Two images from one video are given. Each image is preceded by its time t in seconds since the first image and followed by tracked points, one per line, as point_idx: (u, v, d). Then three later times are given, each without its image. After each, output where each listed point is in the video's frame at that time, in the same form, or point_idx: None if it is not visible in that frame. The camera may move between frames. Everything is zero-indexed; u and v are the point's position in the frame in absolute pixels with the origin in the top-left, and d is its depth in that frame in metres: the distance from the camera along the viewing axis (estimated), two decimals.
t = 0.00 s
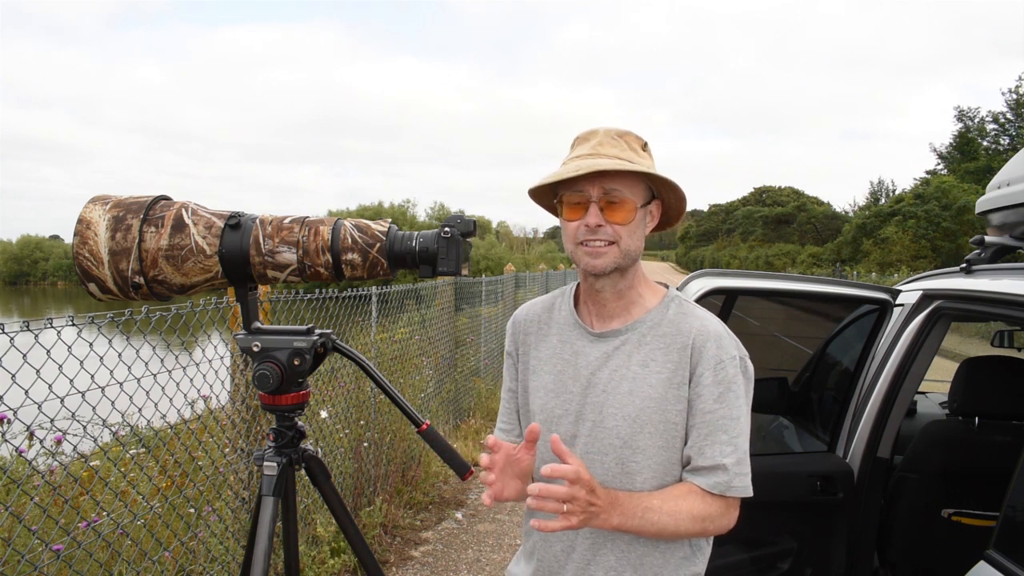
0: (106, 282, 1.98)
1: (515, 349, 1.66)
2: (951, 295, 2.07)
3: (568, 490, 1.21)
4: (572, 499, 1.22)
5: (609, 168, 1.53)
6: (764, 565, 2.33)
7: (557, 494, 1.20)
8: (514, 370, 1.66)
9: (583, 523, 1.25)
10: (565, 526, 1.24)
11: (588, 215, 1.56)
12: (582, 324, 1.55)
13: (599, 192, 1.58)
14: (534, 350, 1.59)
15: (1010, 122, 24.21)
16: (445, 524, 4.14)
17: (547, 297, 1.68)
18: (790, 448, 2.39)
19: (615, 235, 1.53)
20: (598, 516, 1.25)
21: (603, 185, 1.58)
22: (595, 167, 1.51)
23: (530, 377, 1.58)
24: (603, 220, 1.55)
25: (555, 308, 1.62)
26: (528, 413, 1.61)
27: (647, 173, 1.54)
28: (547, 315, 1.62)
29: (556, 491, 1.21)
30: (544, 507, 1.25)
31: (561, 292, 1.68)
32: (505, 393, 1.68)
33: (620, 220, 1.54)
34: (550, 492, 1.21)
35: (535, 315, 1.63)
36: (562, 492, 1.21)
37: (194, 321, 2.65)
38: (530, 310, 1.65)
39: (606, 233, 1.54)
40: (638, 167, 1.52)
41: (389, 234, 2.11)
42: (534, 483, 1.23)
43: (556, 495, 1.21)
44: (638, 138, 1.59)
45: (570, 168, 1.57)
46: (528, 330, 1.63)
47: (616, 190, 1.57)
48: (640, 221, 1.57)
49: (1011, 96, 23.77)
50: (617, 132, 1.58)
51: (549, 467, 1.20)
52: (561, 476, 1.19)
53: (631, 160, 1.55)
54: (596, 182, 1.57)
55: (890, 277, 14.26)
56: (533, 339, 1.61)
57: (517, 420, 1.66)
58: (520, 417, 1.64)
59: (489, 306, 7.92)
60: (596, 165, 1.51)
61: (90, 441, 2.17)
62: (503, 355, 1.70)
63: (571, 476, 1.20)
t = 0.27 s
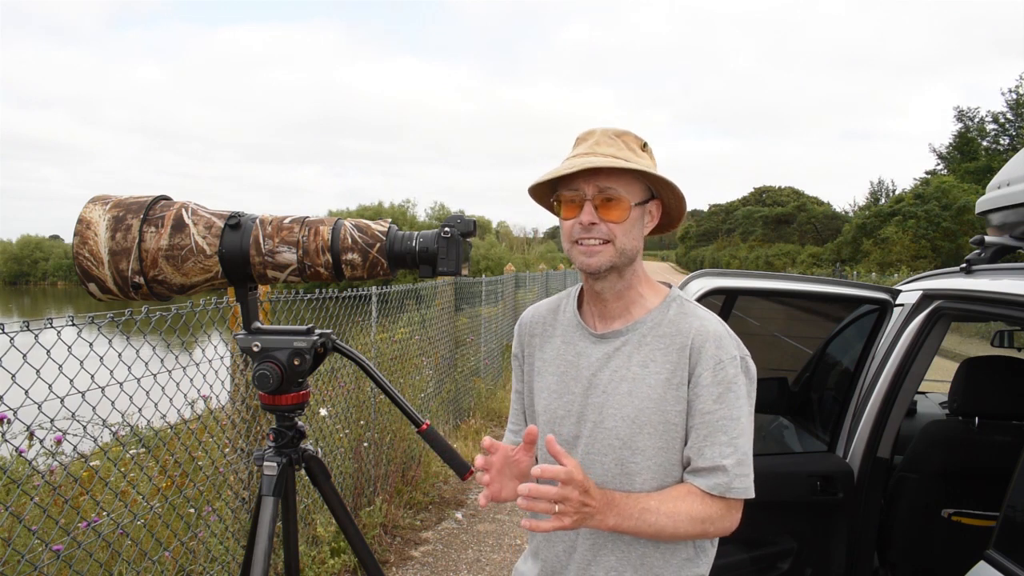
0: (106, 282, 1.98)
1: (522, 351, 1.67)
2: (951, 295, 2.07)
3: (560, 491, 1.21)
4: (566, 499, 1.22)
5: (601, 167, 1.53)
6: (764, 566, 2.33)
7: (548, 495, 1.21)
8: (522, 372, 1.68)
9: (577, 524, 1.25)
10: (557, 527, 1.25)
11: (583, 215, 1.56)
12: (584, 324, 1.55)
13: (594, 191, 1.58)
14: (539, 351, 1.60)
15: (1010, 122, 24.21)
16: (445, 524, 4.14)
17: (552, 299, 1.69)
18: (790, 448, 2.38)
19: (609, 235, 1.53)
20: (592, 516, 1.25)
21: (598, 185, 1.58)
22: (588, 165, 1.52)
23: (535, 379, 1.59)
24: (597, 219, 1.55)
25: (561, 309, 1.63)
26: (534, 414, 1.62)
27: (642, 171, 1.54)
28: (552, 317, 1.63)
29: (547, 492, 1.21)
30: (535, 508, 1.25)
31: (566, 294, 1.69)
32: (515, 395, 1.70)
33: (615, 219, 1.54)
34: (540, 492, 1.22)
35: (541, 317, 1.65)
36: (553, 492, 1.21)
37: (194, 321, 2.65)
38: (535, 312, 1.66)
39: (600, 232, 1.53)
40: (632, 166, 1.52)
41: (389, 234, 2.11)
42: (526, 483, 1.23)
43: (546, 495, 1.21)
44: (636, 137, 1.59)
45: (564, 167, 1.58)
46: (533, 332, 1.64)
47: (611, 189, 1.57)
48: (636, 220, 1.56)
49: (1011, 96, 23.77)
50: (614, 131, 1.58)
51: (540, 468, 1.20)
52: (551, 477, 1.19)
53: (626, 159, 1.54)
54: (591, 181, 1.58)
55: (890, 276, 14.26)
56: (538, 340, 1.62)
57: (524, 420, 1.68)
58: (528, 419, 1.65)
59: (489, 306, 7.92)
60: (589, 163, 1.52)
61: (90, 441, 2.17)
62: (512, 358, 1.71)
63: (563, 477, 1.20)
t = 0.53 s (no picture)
0: (106, 282, 1.98)
1: (524, 348, 1.66)
2: (951, 295, 2.07)
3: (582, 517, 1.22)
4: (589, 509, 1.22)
5: (612, 167, 1.52)
6: (765, 566, 2.33)
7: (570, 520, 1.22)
8: (522, 368, 1.66)
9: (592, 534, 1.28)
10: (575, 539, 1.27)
11: (592, 215, 1.56)
12: (588, 321, 1.55)
13: (604, 192, 1.57)
14: (542, 347, 1.59)
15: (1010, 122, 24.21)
16: (445, 525, 4.14)
17: (556, 296, 1.68)
18: (790, 448, 2.38)
19: (617, 236, 1.53)
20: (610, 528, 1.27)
21: (609, 185, 1.57)
22: (600, 164, 1.51)
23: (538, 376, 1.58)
24: (605, 219, 1.55)
25: (565, 307, 1.63)
26: (534, 411, 1.61)
27: (654, 172, 1.54)
28: (556, 314, 1.63)
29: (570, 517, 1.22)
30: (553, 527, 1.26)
31: (570, 292, 1.68)
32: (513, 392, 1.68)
33: (623, 220, 1.54)
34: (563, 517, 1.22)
35: (545, 314, 1.64)
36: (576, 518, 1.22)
37: (194, 321, 2.65)
38: (539, 309, 1.66)
39: (608, 233, 1.54)
40: (643, 167, 1.52)
41: (389, 234, 2.11)
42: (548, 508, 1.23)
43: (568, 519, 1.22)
44: (648, 138, 1.59)
45: (576, 166, 1.58)
46: (536, 330, 1.63)
47: (622, 190, 1.56)
48: (645, 221, 1.56)
49: (1011, 96, 23.76)
50: (627, 131, 1.58)
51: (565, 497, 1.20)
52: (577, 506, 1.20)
53: (637, 159, 1.54)
54: (602, 181, 1.58)
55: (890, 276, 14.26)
56: (541, 337, 1.61)
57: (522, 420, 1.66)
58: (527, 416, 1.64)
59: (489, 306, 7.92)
60: (601, 162, 1.52)
61: (90, 441, 2.17)
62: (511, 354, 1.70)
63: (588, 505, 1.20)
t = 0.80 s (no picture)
0: (106, 282, 1.98)
1: (525, 343, 1.63)
2: (951, 295, 2.07)
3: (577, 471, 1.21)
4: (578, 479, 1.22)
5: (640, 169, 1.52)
6: (765, 566, 2.33)
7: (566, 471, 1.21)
8: (522, 363, 1.64)
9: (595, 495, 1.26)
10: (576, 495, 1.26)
11: (616, 216, 1.54)
12: (598, 320, 1.55)
13: (628, 194, 1.56)
14: (547, 344, 1.58)
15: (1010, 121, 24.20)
16: (445, 525, 4.14)
17: (561, 294, 1.67)
18: (790, 448, 2.38)
19: (640, 239, 1.52)
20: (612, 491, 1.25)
21: (633, 187, 1.56)
22: (628, 167, 1.51)
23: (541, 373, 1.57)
24: (631, 221, 1.53)
25: (570, 305, 1.62)
26: (533, 408, 1.59)
27: (678, 175, 1.55)
28: (561, 312, 1.61)
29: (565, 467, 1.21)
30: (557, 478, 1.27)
31: (575, 290, 1.67)
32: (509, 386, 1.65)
33: (648, 223, 1.53)
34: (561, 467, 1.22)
35: (550, 311, 1.63)
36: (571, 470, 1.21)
37: (194, 321, 2.65)
38: (544, 306, 1.64)
39: (632, 235, 1.52)
40: (669, 169, 1.53)
41: (389, 234, 2.11)
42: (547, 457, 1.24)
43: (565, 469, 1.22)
44: (667, 141, 1.60)
45: (600, 166, 1.56)
46: (540, 326, 1.62)
47: (646, 192, 1.56)
48: (666, 224, 1.56)
49: (1011, 95, 23.76)
50: (647, 133, 1.58)
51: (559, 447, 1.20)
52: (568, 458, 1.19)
53: (661, 162, 1.55)
54: (625, 182, 1.56)
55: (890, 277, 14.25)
56: (545, 334, 1.60)
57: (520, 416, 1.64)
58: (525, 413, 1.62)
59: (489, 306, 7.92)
60: (629, 164, 1.51)
61: (90, 441, 2.17)
62: (509, 349, 1.67)
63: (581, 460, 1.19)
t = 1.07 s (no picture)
0: (106, 282, 1.98)
1: (525, 346, 1.63)
2: (951, 295, 2.07)
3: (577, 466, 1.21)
4: (581, 474, 1.22)
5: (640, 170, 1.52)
6: (765, 566, 2.32)
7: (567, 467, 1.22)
8: (522, 365, 1.64)
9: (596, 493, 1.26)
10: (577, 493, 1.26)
11: (616, 215, 1.54)
12: (596, 320, 1.54)
13: (628, 194, 1.56)
14: (545, 346, 1.58)
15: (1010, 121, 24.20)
16: (445, 525, 4.14)
17: (559, 295, 1.67)
18: (790, 448, 2.38)
19: (641, 238, 1.52)
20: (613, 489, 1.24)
21: (633, 187, 1.56)
22: (629, 167, 1.50)
23: (540, 375, 1.57)
24: (631, 221, 1.53)
25: (568, 306, 1.61)
26: (534, 409, 1.59)
27: (676, 175, 1.55)
28: (559, 313, 1.61)
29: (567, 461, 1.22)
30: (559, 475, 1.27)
31: (573, 291, 1.67)
32: (510, 389, 1.66)
33: (648, 223, 1.53)
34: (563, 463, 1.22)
35: (548, 312, 1.62)
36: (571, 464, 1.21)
37: (194, 321, 2.65)
38: (541, 308, 1.64)
39: (633, 235, 1.52)
40: (668, 170, 1.53)
41: (389, 234, 2.11)
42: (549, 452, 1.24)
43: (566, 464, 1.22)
44: (666, 141, 1.60)
45: (600, 167, 1.56)
46: (538, 328, 1.61)
47: (645, 192, 1.56)
48: (665, 225, 1.57)
49: (1011, 95, 23.76)
50: (646, 134, 1.58)
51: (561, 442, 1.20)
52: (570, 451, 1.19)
53: (660, 162, 1.55)
54: (625, 182, 1.56)
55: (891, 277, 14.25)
56: (544, 336, 1.60)
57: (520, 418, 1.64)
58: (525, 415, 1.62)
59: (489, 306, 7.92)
60: (629, 164, 1.51)
61: (90, 441, 2.17)
62: (508, 352, 1.67)
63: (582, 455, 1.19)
